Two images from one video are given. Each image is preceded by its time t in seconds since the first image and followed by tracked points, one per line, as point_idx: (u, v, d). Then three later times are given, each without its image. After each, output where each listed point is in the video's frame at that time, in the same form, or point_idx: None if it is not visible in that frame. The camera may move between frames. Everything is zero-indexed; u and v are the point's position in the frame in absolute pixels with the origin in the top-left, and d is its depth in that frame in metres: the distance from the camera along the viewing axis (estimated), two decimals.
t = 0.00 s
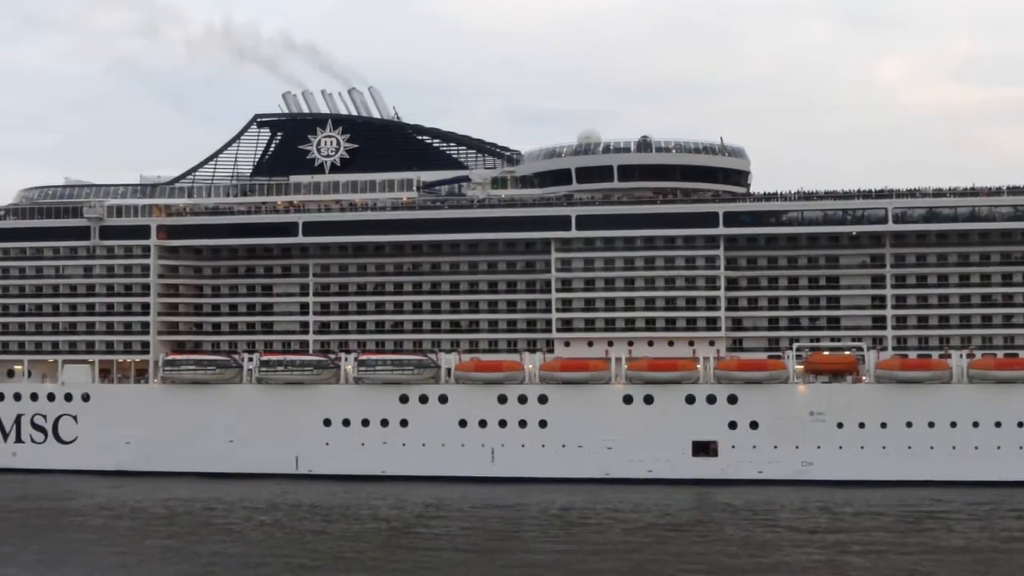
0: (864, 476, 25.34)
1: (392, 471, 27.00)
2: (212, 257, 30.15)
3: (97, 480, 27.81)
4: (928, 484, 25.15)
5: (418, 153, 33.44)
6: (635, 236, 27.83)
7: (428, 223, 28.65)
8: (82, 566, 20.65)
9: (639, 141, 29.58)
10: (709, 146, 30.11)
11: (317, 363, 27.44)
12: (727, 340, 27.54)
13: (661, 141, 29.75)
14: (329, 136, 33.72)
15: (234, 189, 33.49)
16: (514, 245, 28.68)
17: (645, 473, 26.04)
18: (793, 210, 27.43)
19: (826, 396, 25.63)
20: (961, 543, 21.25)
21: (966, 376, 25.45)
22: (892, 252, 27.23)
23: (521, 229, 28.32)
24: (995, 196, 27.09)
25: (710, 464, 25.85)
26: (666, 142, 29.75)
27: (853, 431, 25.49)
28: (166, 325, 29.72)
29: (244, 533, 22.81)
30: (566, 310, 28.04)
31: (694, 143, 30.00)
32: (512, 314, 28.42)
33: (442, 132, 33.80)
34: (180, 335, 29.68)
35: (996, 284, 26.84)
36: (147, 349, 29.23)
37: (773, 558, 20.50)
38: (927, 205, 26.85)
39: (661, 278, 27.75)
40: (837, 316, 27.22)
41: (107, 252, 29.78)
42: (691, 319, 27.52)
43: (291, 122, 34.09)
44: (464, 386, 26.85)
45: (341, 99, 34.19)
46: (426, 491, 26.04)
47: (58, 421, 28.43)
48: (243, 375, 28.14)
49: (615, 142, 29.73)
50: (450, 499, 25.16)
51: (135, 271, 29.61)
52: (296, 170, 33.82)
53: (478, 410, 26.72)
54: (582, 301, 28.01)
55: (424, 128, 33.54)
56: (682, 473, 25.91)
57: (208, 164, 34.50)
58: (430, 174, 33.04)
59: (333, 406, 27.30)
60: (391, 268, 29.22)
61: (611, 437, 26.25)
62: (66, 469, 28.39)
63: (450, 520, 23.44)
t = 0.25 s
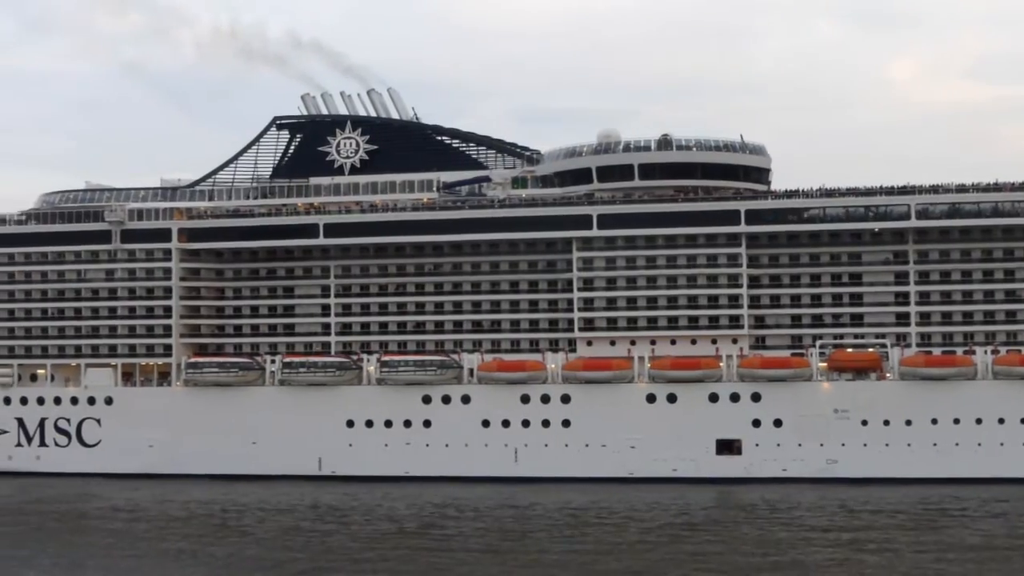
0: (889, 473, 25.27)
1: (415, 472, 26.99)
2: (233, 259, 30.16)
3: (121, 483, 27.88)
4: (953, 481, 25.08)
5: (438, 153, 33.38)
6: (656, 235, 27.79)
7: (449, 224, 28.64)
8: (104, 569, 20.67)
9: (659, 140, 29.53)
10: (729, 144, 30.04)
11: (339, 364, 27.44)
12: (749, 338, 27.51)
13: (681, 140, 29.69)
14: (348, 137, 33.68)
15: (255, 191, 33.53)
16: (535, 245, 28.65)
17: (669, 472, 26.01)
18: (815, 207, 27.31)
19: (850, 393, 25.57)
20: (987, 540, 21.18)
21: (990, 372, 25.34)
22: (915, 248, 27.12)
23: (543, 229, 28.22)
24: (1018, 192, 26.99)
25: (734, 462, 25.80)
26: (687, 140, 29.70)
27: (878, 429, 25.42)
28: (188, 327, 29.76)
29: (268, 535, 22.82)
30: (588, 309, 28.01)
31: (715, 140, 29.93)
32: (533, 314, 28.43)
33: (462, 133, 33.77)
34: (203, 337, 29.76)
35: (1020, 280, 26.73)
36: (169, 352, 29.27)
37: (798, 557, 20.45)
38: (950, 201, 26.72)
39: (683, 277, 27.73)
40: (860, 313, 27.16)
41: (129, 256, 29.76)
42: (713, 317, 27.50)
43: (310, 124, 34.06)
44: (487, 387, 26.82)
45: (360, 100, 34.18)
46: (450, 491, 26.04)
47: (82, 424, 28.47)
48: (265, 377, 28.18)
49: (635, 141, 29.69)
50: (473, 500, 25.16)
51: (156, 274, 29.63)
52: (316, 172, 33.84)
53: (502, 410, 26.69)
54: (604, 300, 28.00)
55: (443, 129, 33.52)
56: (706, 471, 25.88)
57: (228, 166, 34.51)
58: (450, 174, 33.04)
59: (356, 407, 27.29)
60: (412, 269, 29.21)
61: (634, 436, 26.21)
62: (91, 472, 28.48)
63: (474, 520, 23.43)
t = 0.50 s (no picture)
0: (938, 472, 25.12)
1: (461, 471, 27.01)
2: (278, 259, 30.23)
3: (167, 483, 27.99)
4: (1002, 480, 24.92)
5: (481, 152, 33.36)
6: (701, 233, 27.67)
7: (493, 223, 28.59)
8: (151, 568, 20.74)
9: (703, 137, 29.41)
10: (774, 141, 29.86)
11: (384, 364, 27.47)
12: (795, 336, 27.40)
13: (725, 137, 29.56)
14: (391, 137, 33.73)
15: (297, 191, 33.57)
16: (579, 244, 28.60)
17: (716, 470, 25.98)
18: (863, 203, 27.02)
19: (898, 391, 25.43)
20: None
21: None
22: (963, 245, 26.91)
23: (588, 228, 28.16)
24: None
25: (782, 461, 25.69)
26: (731, 138, 29.56)
27: (927, 427, 25.27)
28: (233, 327, 29.87)
29: (315, 534, 22.87)
30: (633, 307, 27.92)
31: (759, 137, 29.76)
32: (578, 312, 28.46)
33: (504, 132, 33.77)
34: (248, 337, 29.87)
35: None
36: (215, 352, 29.37)
37: (847, 556, 20.35)
38: (998, 197, 26.50)
39: (728, 275, 27.63)
40: (907, 310, 27.03)
41: (174, 256, 29.86)
42: (759, 315, 27.43)
43: (352, 123, 34.12)
44: (533, 386, 26.77)
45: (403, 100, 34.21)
46: (496, 490, 26.04)
47: (128, 424, 28.59)
48: (310, 376, 28.39)
49: (679, 138, 29.56)
50: (519, 499, 25.15)
51: (201, 274, 29.72)
52: (359, 171, 33.90)
53: (547, 409, 26.67)
54: (649, 298, 27.90)
55: (486, 128, 33.51)
56: (753, 470, 25.80)
57: (271, 167, 34.59)
58: (493, 173, 33.00)
59: (401, 407, 27.31)
60: (456, 268, 29.20)
61: (680, 435, 26.14)
62: (137, 471, 28.63)
63: (520, 519, 23.42)
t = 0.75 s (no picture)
0: (985, 473, 24.93)
1: (503, 471, 26.99)
2: (320, 258, 30.25)
3: (210, 481, 28.06)
4: None
5: (523, 151, 33.31)
6: (745, 232, 27.56)
7: (535, 222, 28.52)
8: (195, 564, 20.77)
9: (746, 136, 29.29)
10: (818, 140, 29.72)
11: (426, 363, 27.50)
12: (840, 336, 27.24)
13: (769, 135, 29.43)
14: (433, 136, 33.71)
15: (340, 190, 33.60)
16: (622, 243, 28.54)
17: (760, 471, 25.85)
18: (907, 202, 26.88)
19: (944, 391, 25.24)
20: None
21: None
22: (1010, 244, 26.66)
23: (630, 227, 28.10)
24: None
25: (826, 461, 25.57)
26: (775, 136, 29.43)
27: (973, 428, 25.07)
28: (276, 326, 29.91)
29: (358, 532, 22.87)
30: (676, 306, 27.85)
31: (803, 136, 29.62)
32: (621, 312, 28.37)
33: (547, 130, 33.63)
34: (290, 336, 29.88)
35: None
36: (257, 350, 29.40)
37: (892, 557, 20.21)
38: None
39: (772, 274, 27.50)
40: (953, 310, 26.79)
41: (218, 255, 29.94)
42: (803, 314, 27.29)
43: (394, 123, 34.10)
44: (575, 385, 26.72)
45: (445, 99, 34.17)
46: (538, 490, 26.00)
47: (172, 422, 28.65)
48: (353, 375, 28.34)
49: (722, 137, 29.46)
50: (561, 498, 25.10)
51: (244, 273, 29.76)
52: (402, 170, 33.91)
53: (590, 408, 26.60)
54: (693, 298, 27.84)
55: (528, 127, 33.41)
56: (798, 471, 25.66)
57: (314, 166, 34.64)
58: (534, 172, 32.90)
59: (443, 406, 27.29)
60: (498, 267, 29.17)
61: (724, 435, 26.04)
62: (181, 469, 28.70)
63: (562, 519, 23.36)
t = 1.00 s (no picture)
0: None
1: (543, 469, 26.94)
2: (360, 256, 30.26)
3: (251, 478, 28.10)
4: None
5: (563, 149, 33.28)
6: (787, 231, 27.40)
7: (577, 220, 28.44)
8: (234, 560, 20.78)
9: (789, 134, 29.13)
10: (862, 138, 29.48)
11: (467, 361, 27.45)
12: (883, 335, 27.06)
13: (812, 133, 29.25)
14: (473, 135, 33.68)
15: (380, 189, 33.58)
16: (664, 241, 28.42)
17: (801, 471, 25.67)
18: (950, 202, 26.76)
19: (989, 392, 24.99)
20: None
21: None
22: None
23: (671, 225, 27.98)
24: None
25: (869, 461, 25.41)
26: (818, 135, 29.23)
27: (1018, 429, 24.83)
28: (316, 324, 29.93)
29: (397, 529, 22.85)
30: (718, 306, 27.76)
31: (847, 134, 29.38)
32: (662, 311, 28.20)
33: (587, 128, 33.52)
34: (331, 334, 29.90)
35: None
36: (298, 348, 29.41)
37: (935, 558, 20.06)
38: None
39: (814, 273, 27.35)
40: (998, 310, 26.53)
41: (259, 253, 30.00)
42: (846, 314, 27.11)
43: (433, 121, 34.04)
44: (616, 384, 26.63)
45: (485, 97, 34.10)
46: (578, 488, 25.92)
47: (213, 419, 28.71)
48: (393, 373, 28.28)
49: (765, 135, 29.30)
50: (601, 497, 25.01)
51: (285, 271, 29.79)
52: (442, 168, 33.89)
53: (630, 407, 26.51)
54: (734, 297, 27.72)
55: (569, 125, 33.31)
56: (840, 471, 25.51)
57: (354, 165, 34.67)
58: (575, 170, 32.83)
59: (483, 404, 27.24)
60: (539, 265, 29.11)
61: (765, 434, 25.90)
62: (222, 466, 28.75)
63: (602, 518, 23.28)
